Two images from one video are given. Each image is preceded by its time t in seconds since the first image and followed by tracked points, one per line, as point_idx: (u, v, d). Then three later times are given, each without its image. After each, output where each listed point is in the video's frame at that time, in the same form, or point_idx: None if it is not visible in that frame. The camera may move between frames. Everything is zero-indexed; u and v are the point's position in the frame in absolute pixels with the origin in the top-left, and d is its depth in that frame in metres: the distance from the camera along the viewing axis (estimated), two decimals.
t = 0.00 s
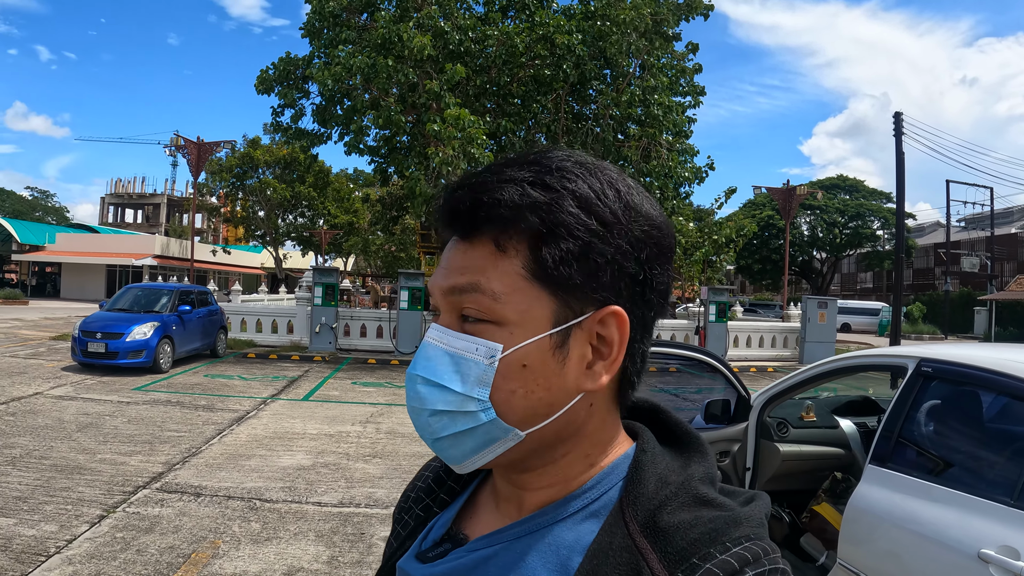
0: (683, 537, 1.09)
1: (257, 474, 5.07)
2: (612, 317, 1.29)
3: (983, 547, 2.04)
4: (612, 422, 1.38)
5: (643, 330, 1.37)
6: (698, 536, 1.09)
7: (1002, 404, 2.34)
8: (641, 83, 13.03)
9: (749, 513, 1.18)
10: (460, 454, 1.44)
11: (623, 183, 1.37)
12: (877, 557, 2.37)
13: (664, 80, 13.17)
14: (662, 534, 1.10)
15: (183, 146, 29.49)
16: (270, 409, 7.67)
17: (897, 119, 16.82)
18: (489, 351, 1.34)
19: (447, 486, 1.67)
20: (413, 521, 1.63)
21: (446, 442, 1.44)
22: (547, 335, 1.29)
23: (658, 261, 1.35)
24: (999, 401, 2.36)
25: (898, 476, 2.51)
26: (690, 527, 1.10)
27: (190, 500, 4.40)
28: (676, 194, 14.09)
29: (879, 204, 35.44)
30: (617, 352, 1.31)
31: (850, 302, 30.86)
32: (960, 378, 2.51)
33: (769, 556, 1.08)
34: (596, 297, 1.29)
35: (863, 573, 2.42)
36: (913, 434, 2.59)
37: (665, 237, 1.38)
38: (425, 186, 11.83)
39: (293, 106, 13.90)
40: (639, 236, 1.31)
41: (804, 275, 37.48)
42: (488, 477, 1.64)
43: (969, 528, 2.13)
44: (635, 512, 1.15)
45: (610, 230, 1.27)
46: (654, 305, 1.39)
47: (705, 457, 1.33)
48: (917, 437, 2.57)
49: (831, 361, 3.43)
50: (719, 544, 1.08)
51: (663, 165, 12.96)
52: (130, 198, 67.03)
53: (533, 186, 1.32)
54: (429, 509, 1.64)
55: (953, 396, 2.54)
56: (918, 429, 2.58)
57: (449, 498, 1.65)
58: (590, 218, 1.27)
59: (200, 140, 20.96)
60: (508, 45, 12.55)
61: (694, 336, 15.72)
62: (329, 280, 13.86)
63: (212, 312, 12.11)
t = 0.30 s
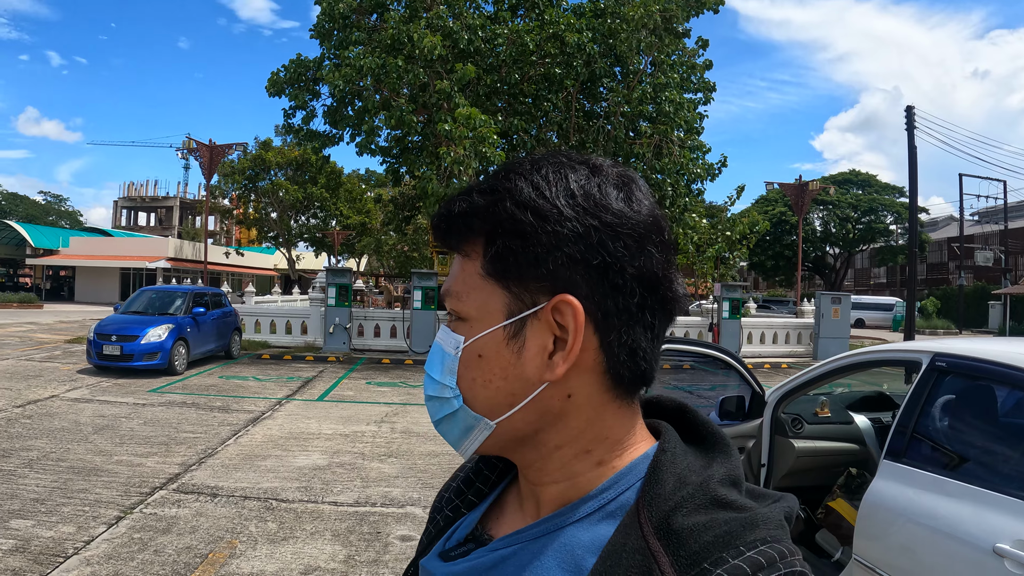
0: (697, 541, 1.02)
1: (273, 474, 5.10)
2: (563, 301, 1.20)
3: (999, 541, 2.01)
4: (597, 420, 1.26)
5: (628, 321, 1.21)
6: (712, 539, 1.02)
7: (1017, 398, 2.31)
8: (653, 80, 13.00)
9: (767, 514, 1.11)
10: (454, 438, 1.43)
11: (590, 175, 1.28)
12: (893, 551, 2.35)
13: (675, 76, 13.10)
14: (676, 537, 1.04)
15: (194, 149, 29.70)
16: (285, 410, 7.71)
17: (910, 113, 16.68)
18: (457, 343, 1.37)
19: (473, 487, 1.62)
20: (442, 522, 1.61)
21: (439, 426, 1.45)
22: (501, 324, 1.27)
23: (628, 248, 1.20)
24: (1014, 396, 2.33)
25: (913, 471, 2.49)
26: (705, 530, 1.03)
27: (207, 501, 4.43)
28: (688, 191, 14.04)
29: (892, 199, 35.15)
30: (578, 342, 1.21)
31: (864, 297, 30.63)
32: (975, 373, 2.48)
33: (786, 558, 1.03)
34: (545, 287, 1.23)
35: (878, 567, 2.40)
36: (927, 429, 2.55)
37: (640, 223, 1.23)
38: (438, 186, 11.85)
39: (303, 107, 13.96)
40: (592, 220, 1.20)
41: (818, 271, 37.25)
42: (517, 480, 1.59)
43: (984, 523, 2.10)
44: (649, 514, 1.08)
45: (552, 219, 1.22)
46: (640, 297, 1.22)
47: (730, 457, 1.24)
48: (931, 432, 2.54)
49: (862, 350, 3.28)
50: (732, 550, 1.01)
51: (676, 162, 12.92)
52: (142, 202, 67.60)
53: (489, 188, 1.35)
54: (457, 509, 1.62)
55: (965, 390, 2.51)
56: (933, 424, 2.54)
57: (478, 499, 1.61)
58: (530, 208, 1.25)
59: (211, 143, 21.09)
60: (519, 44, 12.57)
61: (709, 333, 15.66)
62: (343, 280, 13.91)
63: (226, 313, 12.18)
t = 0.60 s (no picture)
0: (700, 539, 1.02)
1: (287, 479, 5.12)
2: (562, 306, 1.19)
3: (1011, 537, 1.99)
4: (599, 424, 1.25)
5: (628, 326, 1.20)
6: (714, 538, 1.02)
7: None
8: (660, 81, 13.00)
9: (773, 513, 1.09)
10: (466, 438, 1.44)
11: (595, 180, 1.28)
12: (905, 549, 2.34)
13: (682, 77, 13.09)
14: (679, 535, 1.03)
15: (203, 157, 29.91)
16: (297, 415, 7.73)
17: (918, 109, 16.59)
18: (464, 342, 1.38)
19: (489, 487, 1.63)
20: (459, 520, 1.62)
21: (451, 426, 1.45)
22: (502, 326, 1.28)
23: (629, 254, 1.19)
24: None
25: (925, 468, 2.47)
26: (708, 528, 1.03)
27: (221, 507, 4.45)
28: (697, 192, 14.00)
29: (902, 196, 34.93)
30: (577, 347, 1.20)
31: (875, 295, 30.42)
32: (985, 369, 2.45)
33: (790, 557, 1.01)
34: (546, 289, 1.23)
35: (892, 565, 2.39)
36: (939, 426, 2.54)
37: (643, 230, 1.22)
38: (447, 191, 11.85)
39: (312, 114, 14.02)
40: (594, 225, 1.20)
41: (828, 269, 37.04)
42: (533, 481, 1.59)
43: (996, 518, 2.08)
44: (654, 512, 1.07)
45: (555, 223, 1.22)
46: (641, 303, 1.20)
47: (741, 456, 1.22)
48: (942, 429, 2.52)
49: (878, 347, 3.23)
50: (734, 548, 1.01)
51: (684, 163, 12.89)
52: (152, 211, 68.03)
53: (496, 193, 1.35)
54: (473, 508, 1.63)
55: (977, 386, 2.48)
56: (944, 421, 2.52)
57: (494, 498, 1.61)
58: (531, 215, 1.25)
59: (221, 151, 21.21)
60: (525, 47, 12.62)
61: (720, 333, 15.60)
62: (354, 286, 13.99)
63: (238, 320, 12.25)
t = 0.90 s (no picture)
0: (697, 545, 1.01)
1: (297, 487, 5.13)
2: (530, 321, 1.20)
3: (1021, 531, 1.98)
4: (582, 437, 1.24)
5: (601, 341, 1.16)
6: (713, 544, 1.01)
7: None
8: (662, 82, 13.03)
9: (775, 517, 1.08)
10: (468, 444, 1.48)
11: (571, 192, 1.24)
12: (915, 545, 2.33)
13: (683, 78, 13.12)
14: (677, 540, 1.03)
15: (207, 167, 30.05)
16: (306, 423, 7.74)
17: (920, 105, 16.58)
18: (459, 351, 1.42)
19: (501, 493, 1.63)
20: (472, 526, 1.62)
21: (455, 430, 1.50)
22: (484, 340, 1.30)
23: (595, 267, 1.14)
24: None
25: (934, 465, 2.45)
26: (706, 534, 1.02)
27: (232, 515, 4.46)
28: (701, 191, 14.00)
29: (906, 191, 34.83)
30: (549, 360, 1.21)
31: (881, 291, 30.32)
32: (993, 364, 2.44)
33: (790, 560, 0.99)
34: (519, 304, 1.24)
35: (902, 562, 2.38)
36: (946, 421, 2.53)
37: (615, 241, 1.15)
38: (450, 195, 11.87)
39: (315, 122, 14.07)
40: (558, 242, 1.17)
41: (833, 267, 36.94)
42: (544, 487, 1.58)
43: (1005, 513, 2.08)
44: (654, 519, 1.07)
45: (520, 240, 1.22)
46: (613, 317, 1.15)
47: (745, 461, 1.20)
48: (950, 424, 2.51)
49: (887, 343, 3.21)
50: (732, 554, 1.00)
51: (687, 163, 12.90)
52: (156, 221, 68.30)
53: (483, 210, 1.37)
54: (487, 514, 1.63)
55: (984, 382, 2.47)
56: (952, 417, 2.51)
57: (506, 506, 1.61)
58: (503, 231, 1.25)
59: (224, 160, 21.29)
60: (527, 50, 12.67)
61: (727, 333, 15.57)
62: (359, 293, 13.94)
63: (245, 328, 12.30)
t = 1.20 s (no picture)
0: (710, 547, 1.01)
1: (297, 494, 5.11)
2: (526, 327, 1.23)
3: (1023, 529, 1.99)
4: (587, 441, 1.25)
5: (596, 348, 1.17)
6: (725, 545, 1.00)
7: None
8: (657, 87, 13.07)
9: (788, 516, 1.07)
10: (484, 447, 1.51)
11: (567, 200, 1.24)
12: (919, 545, 2.32)
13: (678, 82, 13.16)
14: (690, 543, 1.02)
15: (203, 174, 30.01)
16: (305, 429, 7.72)
17: (914, 107, 16.67)
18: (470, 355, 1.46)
19: (520, 498, 1.62)
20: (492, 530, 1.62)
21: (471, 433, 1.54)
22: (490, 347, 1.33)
23: (584, 275, 1.15)
24: None
25: (936, 465, 2.45)
26: (718, 536, 1.02)
27: (232, 522, 4.44)
28: (697, 195, 14.02)
29: (901, 193, 34.96)
30: (546, 366, 1.24)
31: (878, 293, 30.38)
32: (993, 364, 2.44)
33: (804, 561, 0.99)
34: (518, 312, 1.26)
35: (906, 562, 2.37)
36: (948, 422, 2.53)
37: (606, 250, 1.15)
38: (447, 201, 11.86)
39: (311, 128, 14.07)
40: (550, 250, 1.19)
41: (830, 269, 37.01)
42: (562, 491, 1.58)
43: (1009, 511, 2.07)
44: (667, 521, 1.07)
45: (515, 249, 1.24)
46: (605, 326, 1.16)
47: (760, 463, 1.20)
48: (951, 424, 2.51)
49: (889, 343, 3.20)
50: (744, 555, 0.99)
51: (683, 167, 12.92)
52: (152, 228, 68.15)
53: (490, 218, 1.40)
54: (507, 518, 1.63)
55: (986, 381, 2.47)
56: (953, 417, 2.51)
57: (525, 510, 1.61)
58: (501, 241, 1.28)
59: (221, 166, 21.26)
60: (522, 55, 12.71)
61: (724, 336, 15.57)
62: (356, 299, 14.08)
63: (241, 335, 12.26)
